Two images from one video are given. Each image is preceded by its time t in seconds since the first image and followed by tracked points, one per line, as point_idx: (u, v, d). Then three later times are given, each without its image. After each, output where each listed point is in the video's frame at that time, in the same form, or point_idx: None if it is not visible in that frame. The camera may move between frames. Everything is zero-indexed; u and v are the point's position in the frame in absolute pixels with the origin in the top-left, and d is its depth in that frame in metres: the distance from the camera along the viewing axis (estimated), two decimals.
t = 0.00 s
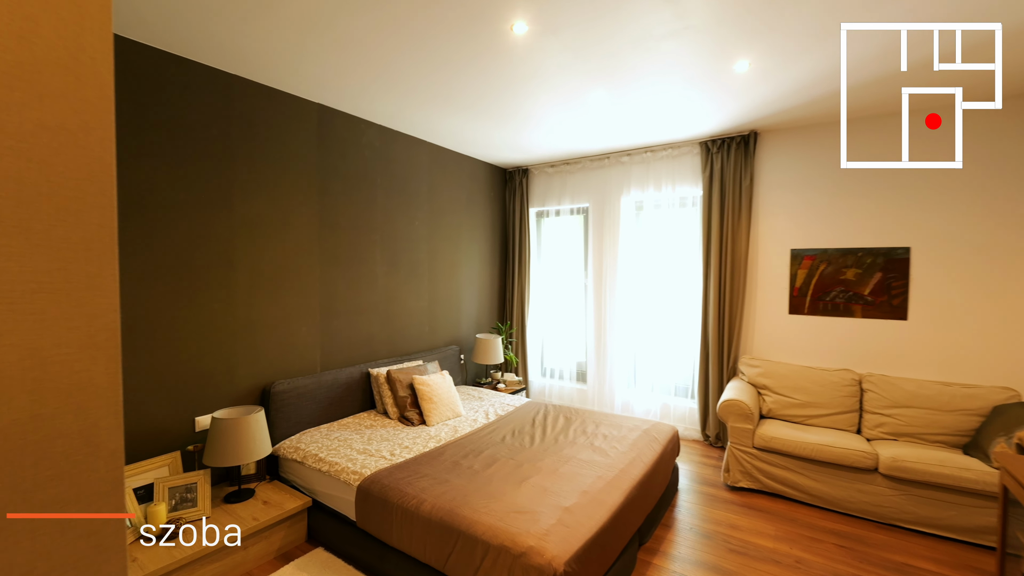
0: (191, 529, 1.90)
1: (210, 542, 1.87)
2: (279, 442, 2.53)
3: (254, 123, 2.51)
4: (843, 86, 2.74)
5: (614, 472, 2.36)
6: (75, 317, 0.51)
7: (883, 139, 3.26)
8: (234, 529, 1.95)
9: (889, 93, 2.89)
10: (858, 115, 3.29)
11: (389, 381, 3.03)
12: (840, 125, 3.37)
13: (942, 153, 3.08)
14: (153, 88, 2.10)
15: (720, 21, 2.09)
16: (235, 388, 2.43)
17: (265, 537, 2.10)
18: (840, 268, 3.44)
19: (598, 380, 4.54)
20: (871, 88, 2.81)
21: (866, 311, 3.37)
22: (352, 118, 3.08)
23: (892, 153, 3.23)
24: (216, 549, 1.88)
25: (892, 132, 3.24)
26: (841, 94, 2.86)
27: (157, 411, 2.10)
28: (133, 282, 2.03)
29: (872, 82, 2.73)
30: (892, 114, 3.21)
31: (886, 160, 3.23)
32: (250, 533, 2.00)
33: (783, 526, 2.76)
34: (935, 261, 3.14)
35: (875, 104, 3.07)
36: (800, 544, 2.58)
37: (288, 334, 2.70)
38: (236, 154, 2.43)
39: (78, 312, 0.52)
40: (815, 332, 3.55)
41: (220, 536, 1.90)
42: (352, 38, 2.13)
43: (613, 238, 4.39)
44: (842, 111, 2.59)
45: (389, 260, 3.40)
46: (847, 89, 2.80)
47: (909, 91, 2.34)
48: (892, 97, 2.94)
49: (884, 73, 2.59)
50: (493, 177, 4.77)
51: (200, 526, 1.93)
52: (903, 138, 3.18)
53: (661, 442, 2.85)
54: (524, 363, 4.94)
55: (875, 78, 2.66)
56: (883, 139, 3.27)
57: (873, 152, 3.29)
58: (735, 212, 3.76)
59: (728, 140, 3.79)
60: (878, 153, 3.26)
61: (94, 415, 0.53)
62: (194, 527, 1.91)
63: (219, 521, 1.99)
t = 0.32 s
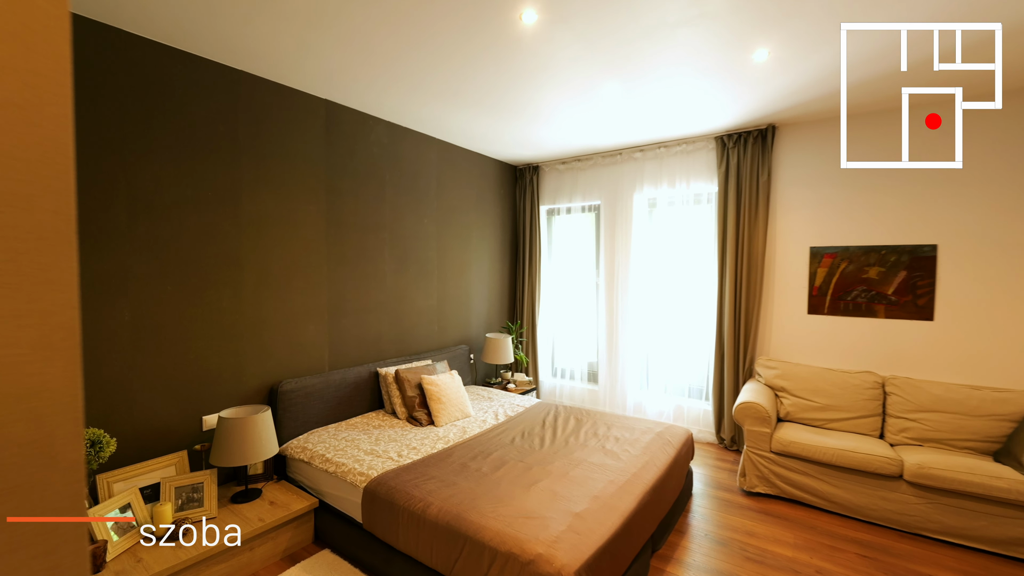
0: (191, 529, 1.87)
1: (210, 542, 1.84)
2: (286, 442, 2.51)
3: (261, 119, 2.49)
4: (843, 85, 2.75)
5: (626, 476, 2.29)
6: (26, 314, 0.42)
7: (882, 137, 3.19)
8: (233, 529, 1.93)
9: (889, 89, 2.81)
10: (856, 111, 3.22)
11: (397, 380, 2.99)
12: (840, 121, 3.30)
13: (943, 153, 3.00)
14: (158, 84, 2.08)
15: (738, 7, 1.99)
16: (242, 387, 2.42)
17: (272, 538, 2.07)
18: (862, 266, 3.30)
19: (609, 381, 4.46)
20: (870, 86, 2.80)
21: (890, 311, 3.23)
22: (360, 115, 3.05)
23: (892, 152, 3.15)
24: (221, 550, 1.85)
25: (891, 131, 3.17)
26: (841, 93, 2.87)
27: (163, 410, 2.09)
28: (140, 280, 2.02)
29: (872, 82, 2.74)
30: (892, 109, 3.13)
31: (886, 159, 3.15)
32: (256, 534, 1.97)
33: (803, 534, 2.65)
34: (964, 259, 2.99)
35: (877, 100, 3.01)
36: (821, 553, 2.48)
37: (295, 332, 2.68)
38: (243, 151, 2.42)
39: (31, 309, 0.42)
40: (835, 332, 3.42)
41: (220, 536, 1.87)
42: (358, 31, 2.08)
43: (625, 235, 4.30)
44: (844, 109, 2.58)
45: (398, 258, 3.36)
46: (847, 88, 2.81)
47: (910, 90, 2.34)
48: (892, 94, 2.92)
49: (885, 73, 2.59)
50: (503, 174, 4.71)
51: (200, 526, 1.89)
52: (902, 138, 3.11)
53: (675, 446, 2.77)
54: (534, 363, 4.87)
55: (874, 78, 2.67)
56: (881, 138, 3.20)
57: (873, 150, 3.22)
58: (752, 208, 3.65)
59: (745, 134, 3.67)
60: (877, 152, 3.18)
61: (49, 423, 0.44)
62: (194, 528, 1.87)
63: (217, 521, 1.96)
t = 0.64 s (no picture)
0: (191, 529, 1.84)
1: (210, 542, 1.82)
2: (295, 442, 2.50)
3: (269, 117, 2.48)
4: (842, 86, 2.79)
5: (638, 481, 2.22)
6: None
7: (881, 137, 3.15)
8: (233, 529, 1.91)
9: (890, 90, 2.86)
10: (859, 106, 3.17)
11: (406, 380, 2.97)
12: (839, 117, 3.26)
13: (942, 153, 2.95)
14: (166, 83, 2.08)
15: None
16: (251, 386, 2.41)
17: (279, 539, 2.05)
18: (886, 265, 3.17)
19: (621, 381, 4.38)
20: (867, 85, 2.81)
21: (916, 311, 3.09)
22: (368, 113, 3.03)
23: (891, 153, 3.11)
24: (228, 551, 1.83)
25: (890, 130, 3.12)
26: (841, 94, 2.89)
27: (172, 409, 2.10)
28: (147, 278, 2.02)
29: (872, 82, 2.76)
30: (892, 106, 3.09)
31: (884, 160, 3.12)
32: (263, 535, 1.96)
33: (824, 543, 2.55)
34: (995, 256, 2.84)
35: (876, 96, 2.97)
36: (843, 563, 2.38)
37: (304, 331, 2.67)
38: (252, 149, 2.41)
39: None
40: (857, 333, 3.29)
41: (220, 537, 1.85)
42: (364, 25, 2.04)
43: (638, 233, 4.21)
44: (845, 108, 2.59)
45: (406, 256, 3.33)
46: (847, 89, 2.84)
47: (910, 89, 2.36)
48: (892, 91, 2.90)
49: (884, 72, 2.61)
50: (514, 171, 4.66)
51: (200, 526, 1.86)
52: (899, 140, 3.07)
53: (689, 450, 2.69)
54: (545, 363, 4.81)
55: (873, 78, 2.70)
56: (881, 137, 3.16)
57: (873, 151, 3.18)
58: (770, 205, 3.53)
59: (763, 128, 3.55)
60: (877, 153, 3.14)
61: None
62: (194, 527, 1.85)
63: (216, 521, 1.94)
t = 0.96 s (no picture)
0: (191, 529, 1.84)
1: (210, 542, 1.81)
2: (305, 441, 2.50)
3: (278, 115, 2.48)
4: (843, 86, 2.79)
5: (652, 487, 2.15)
6: None
7: (881, 135, 3.11)
8: (233, 529, 1.89)
9: (891, 89, 2.85)
10: (858, 103, 3.13)
11: (416, 379, 2.95)
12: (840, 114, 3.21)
13: (942, 153, 2.89)
14: (176, 82, 2.09)
15: None
16: (261, 385, 2.42)
17: (287, 539, 2.04)
18: (914, 264, 3.02)
19: (635, 382, 4.30)
20: (867, 85, 2.81)
21: (946, 312, 2.94)
22: (378, 110, 3.01)
23: (891, 152, 3.06)
24: (236, 551, 1.83)
25: (890, 127, 3.08)
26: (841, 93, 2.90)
27: (182, 406, 2.11)
28: (157, 277, 2.04)
29: (872, 82, 2.77)
30: (893, 102, 3.04)
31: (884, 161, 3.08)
32: (272, 535, 1.95)
33: (847, 554, 2.45)
34: None
35: (879, 92, 2.93)
36: None
37: (314, 330, 2.67)
38: (261, 148, 2.41)
39: None
40: (882, 335, 3.16)
41: (220, 536, 1.83)
42: (371, 20, 2.01)
43: (653, 231, 4.11)
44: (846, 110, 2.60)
45: (416, 254, 3.30)
46: (848, 89, 2.84)
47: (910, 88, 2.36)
48: (891, 89, 2.87)
49: (885, 72, 2.61)
50: (526, 168, 4.60)
51: (200, 525, 1.85)
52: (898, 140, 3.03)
53: (705, 454, 2.61)
54: (558, 363, 4.75)
55: (874, 79, 2.71)
56: (883, 135, 3.11)
57: (873, 151, 3.14)
58: (790, 202, 3.41)
59: (783, 122, 3.42)
60: (877, 153, 3.10)
61: None
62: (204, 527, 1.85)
63: (222, 520, 1.93)
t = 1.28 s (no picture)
0: (191, 529, 1.81)
1: (210, 542, 1.78)
2: (317, 439, 2.49)
3: (291, 113, 2.47)
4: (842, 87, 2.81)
5: (667, 492, 2.08)
6: None
7: (881, 134, 3.07)
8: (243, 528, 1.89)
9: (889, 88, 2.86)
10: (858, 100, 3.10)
11: (428, 378, 2.92)
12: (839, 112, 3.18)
13: (939, 153, 2.86)
14: (189, 80, 2.09)
15: None
16: (274, 383, 2.42)
17: (297, 538, 2.03)
18: (944, 262, 2.88)
19: (650, 383, 4.22)
20: (868, 84, 2.82)
21: (979, 314, 2.80)
22: (391, 107, 2.99)
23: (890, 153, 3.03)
24: (246, 550, 1.82)
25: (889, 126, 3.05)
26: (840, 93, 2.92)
27: (195, 403, 2.12)
28: (170, 275, 2.05)
29: (872, 82, 2.78)
30: (892, 101, 3.02)
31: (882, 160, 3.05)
32: (282, 534, 1.94)
33: (873, 565, 2.34)
34: None
35: (877, 91, 2.93)
36: None
37: (325, 328, 2.66)
38: (274, 146, 2.41)
39: None
40: (911, 337, 3.02)
41: (220, 537, 1.81)
42: (381, 15, 1.97)
43: (669, 229, 4.02)
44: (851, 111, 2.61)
45: (429, 252, 3.28)
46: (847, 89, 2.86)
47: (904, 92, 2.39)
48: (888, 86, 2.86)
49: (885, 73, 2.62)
50: (540, 166, 4.55)
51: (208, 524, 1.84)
52: (895, 140, 3.00)
53: (723, 459, 2.52)
54: (571, 362, 4.68)
55: (875, 79, 2.72)
56: (881, 135, 3.08)
57: (875, 150, 3.10)
58: (813, 199, 3.28)
59: (807, 116, 3.29)
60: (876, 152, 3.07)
61: None
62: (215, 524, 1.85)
63: (233, 518, 1.94)
